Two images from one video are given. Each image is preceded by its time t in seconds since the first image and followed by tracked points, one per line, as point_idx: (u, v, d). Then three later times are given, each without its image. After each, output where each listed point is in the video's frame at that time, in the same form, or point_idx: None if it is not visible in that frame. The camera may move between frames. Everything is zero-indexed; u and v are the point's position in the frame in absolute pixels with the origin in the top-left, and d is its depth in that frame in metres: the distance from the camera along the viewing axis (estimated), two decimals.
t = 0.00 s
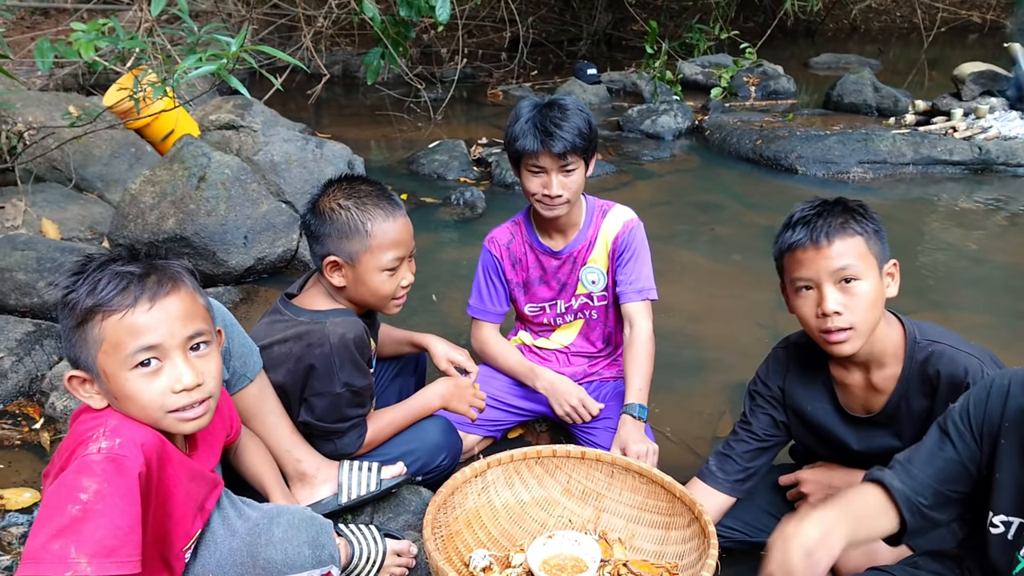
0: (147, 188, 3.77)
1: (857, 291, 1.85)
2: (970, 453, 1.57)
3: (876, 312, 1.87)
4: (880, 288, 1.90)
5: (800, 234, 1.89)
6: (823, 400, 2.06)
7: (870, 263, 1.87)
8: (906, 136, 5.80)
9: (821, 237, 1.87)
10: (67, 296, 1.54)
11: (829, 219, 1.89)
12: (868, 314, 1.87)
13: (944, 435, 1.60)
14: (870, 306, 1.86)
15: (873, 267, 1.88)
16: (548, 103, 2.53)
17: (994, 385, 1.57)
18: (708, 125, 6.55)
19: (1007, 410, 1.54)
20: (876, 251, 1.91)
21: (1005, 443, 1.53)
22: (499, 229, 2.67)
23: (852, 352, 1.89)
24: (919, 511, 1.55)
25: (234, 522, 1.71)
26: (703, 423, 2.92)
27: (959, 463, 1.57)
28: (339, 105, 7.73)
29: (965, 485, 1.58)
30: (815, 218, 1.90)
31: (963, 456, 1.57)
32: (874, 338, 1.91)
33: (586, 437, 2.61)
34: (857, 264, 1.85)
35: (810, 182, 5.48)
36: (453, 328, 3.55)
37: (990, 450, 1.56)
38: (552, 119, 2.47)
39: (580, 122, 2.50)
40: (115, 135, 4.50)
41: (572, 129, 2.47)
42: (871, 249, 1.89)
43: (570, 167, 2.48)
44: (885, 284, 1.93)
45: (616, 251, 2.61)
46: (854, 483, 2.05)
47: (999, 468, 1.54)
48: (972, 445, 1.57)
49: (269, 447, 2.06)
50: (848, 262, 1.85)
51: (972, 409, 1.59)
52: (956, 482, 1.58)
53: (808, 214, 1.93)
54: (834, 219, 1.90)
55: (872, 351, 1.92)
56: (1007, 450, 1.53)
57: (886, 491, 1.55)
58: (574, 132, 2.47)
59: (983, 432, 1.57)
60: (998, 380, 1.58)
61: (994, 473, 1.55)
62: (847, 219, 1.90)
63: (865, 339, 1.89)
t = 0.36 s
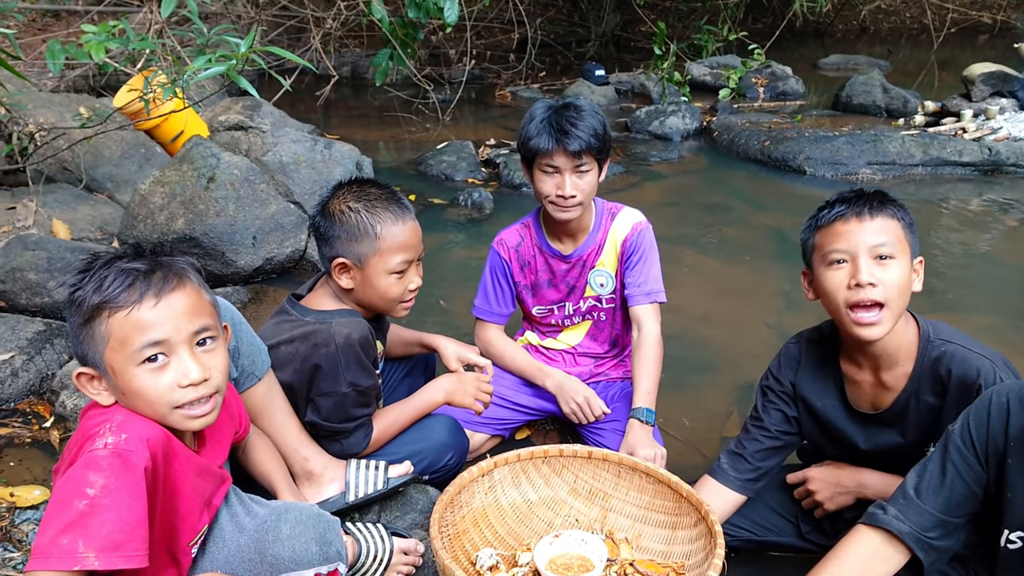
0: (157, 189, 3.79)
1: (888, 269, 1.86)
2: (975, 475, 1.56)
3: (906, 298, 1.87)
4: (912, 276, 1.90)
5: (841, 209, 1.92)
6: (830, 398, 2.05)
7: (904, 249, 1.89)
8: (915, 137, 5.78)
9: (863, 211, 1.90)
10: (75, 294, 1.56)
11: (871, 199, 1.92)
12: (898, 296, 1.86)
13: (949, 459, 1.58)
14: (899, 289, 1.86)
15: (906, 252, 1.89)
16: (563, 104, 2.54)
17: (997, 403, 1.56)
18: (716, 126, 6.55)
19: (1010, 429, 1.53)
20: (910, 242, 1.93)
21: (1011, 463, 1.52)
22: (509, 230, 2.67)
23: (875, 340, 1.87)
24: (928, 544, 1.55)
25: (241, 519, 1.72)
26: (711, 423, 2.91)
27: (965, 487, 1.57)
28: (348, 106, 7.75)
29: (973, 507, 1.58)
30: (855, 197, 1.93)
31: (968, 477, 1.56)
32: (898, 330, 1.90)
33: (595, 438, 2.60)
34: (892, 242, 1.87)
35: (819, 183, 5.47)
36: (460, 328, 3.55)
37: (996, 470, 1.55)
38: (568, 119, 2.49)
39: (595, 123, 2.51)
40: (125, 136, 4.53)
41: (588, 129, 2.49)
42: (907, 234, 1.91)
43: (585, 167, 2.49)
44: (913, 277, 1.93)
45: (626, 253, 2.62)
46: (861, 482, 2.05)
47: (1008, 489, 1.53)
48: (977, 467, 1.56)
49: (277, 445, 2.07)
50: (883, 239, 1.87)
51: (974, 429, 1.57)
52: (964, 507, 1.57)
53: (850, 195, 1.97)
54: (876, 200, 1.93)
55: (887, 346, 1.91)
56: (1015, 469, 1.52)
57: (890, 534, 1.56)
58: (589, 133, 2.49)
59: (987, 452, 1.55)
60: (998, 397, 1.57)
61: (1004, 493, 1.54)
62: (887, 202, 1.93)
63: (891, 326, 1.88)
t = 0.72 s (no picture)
0: (157, 189, 3.80)
1: (898, 271, 1.86)
2: (968, 461, 1.58)
3: (907, 300, 1.87)
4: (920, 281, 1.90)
5: (871, 200, 1.91)
6: (825, 390, 2.07)
7: (921, 254, 1.88)
8: (914, 137, 5.79)
9: (891, 207, 1.88)
10: (71, 293, 1.56)
11: (904, 196, 1.91)
12: (902, 297, 1.86)
13: (943, 444, 1.60)
14: (906, 291, 1.86)
15: (922, 257, 1.89)
16: (564, 104, 2.55)
17: (996, 394, 1.56)
18: (716, 126, 6.55)
19: (1006, 419, 1.53)
20: (932, 248, 1.92)
21: (1003, 453, 1.52)
22: (504, 228, 2.67)
23: (866, 327, 1.89)
24: (914, 525, 1.57)
25: (241, 518, 1.73)
26: (710, 423, 2.92)
27: (956, 472, 1.58)
28: (348, 106, 7.76)
29: (965, 494, 1.59)
30: (892, 189, 1.92)
31: (959, 463, 1.58)
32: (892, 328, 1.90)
33: (596, 439, 2.60)
34: (909, 244, 1.86)
35: (819, 182, 5.48)
36: (460, 328, 3.56)
37: (989, 458, 1.55)
38: (570, 119, 2.49)
39: (595, 123, 2.53)
40: (126, 136, 4.54)
41: (587, 128, 2.50)
42: (928, 240, 1.90)
43: (584, 165, 2.50)
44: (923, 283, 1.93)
45: (620, 254, 2.62)
46: (858, 482, 2.06)
47: (998, 478, 1.53)
48: (971, 455, 1.57)
49: (277, 444, 2.08)
50: (902, 240, 1.86)
51: (971, 417, 1.58)
52: (955, 492, 1.59)
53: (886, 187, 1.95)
54: (908, 198, 1.91)
55: (888, 338, 1.92)
56: (1005, 459, 1.52)
57: (877, 515, 1.57)
58: (589, 131, 2.50)
59: (982, 442, 1.56)
60: (998, 388, 1.57)
61: (993, 483, 1.54)
62: (919, 202, 1.91)
63: (885, 321, 1.88)
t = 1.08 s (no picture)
0: (154, 190, 3.80)
1: (896, 270, 1.87)
2: (963, 460, 1.58)
3: (906, 299, 1.88)
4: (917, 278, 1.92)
5: (866, 200, 1.91)
6: (821, 387, 2.08)
7: (918, 251, 1.89)
8: (910, 137, 5.80)
9: (885, 206, 1.89)
10: (63, 297, 1.57)
11: (897, 194, 1.91)
12: (902, 295, 1.87)
13: (938, 444, 1.60)
14: (905, 289, 1.87)
15: (918, 255, 1.90)
16: (558, 103, 2.56)
17: (988, 391, 1.57)
18: (712, 126, 6.56)
19: (999, 417, 1.54)
20: (926, 243, 1.93)
21: (996, 451, 1.53)
22: (495, 228, 2.69)
23: (866, 327, 1.90)
24: (912, 526, 1.58)
25: (240, 518, 1.75)
26: (707, 422, 2.93)
27: (952, 472, 1.58)
28: (345, 106, 7.76)
29: (960, 493, 1.60)
30: (885, 187, 1.92)
31: (954, 463, 1.58)
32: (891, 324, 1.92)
33: (594, 440, 2.60)
34: (905, 244, 1.87)
35: (815, 182, 5.49)
36: (458, 328, 3.57)
37: (983, 456, 1.56)
38: (563, 118, 2.50)
39: (589, 123, 2.53)
40: (122, 137, 4.54)
41: (580, 128, 2.50)
42: (922, 237, 1.91)
43: (574, 165, 2.51)
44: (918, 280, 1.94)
45: (612, 256, 2.62)
46: (853, 482, 2.06)
47: (992, 474, 1.54)
48: (965, 453, 1.58)
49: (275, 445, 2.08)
50: (898, 240, 1.87)
51: (965, 415, 1.58)
52: (951, 492, 1.59)
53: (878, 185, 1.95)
54: (901, 195, 1.91)
55: (884, 335, 1.93)
56: (998, 457, 1.53)
57: (875, 516, 1.58)
58: (582, 130, 2.51)
59: (976, 439, 1.57)
60: (990, 385, 1.57)
61: (986, 480, 1.55)
62: (912, 199, 1.92)
63: (885, 321, 1.90)
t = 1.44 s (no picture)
0: (145, 193, 3.79)
1: (877, 270, 1.87)
2: (954, 460, 1.59)
3: (888, 299, 1.89)
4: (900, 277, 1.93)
5: (845, 201, 1.92)
6: (809, 388, 2.08)
7: (899, 250, 1.90)
8: (901, 139, 5.83)
9: (865, 207, 1.89)
10: (48, 298, 1.56)
11: (875, 193, 1.92)
12: (883, 294, 1.88)
13: (931, 444, 1.61)
14: (886, 289, 1.88)
15: (898, 254, 1.90)
16: (547, 102, 2.57)
17: (980, 392, 1.57)
18: (704, 128, 6.57)
19: (991, 416, 1.54)
20: (907, 242, 1.93)
21: (988, 452, 1.54)
22: (487, 229, 2.69)
23: (848, 327, 1.91)
24: (906, 526, 1.58)
25: (231, 522, 1.74)
26: (699, 424, 2.93)
27: (945, 472, 1.59)
28: (337, 109, 7.75)
29: (953, 494, 1.60)
30: (864, 188, 1.92)
31: (946, 463, 1.59)
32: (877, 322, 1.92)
33: (585, 440, 2.60)
34: (885, 243, 1.88)
35: (807, 184, 5.51)
36: (450, 330, 3.56)
37: (976, 456, 1.56)
38: (553, 114, 2.51)
39: (579, 121, 2.55)
40: (113, 140, 4.52)
41: (571, 125, 2.52)
42: (903, 236, 1.91)
43: (566, 161, 2.52)
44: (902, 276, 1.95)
45: (602, 257, 2.62)
46: (843, 483, 2.07)
47: (983, 474, 1.54)
48: (958, 453, 1.58)
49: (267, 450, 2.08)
50: (878, 239, 1.87)
51: (957, 416, 1.59)
52: (943, 492, 1.60)
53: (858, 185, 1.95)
54: (880, 195, 1.92)
55: (869, 335, 1.93)
56: (991, 458, 1.53)
57: (869, 516, 1.58)
58: (573, 127, 2.52)
59: (969, 440, 1.57)
60: (981, 386, 1.58)
61: (978, 480, 1.55)
62: (891, 199, 1.92)
63: (868, 320, 1.91)
